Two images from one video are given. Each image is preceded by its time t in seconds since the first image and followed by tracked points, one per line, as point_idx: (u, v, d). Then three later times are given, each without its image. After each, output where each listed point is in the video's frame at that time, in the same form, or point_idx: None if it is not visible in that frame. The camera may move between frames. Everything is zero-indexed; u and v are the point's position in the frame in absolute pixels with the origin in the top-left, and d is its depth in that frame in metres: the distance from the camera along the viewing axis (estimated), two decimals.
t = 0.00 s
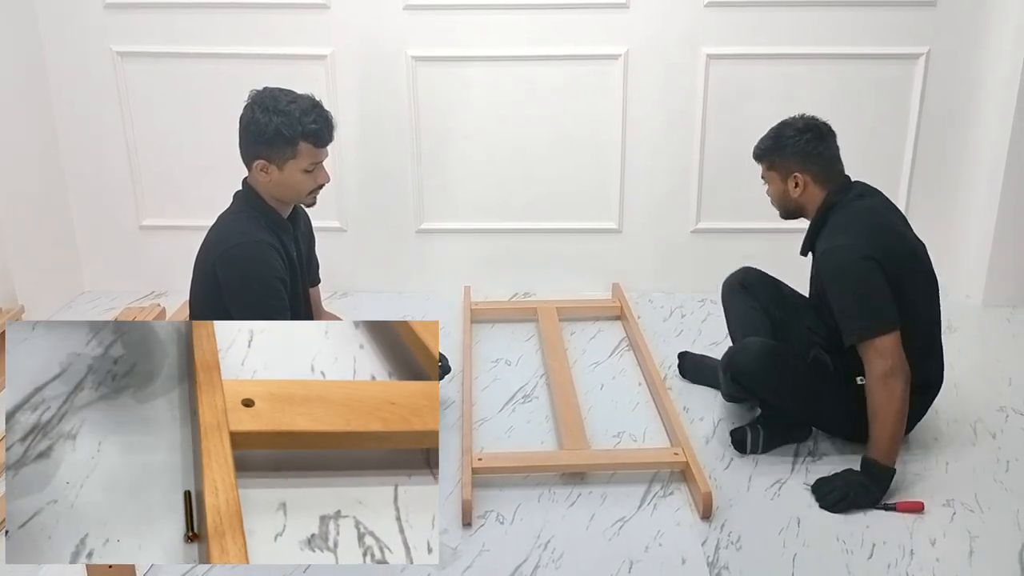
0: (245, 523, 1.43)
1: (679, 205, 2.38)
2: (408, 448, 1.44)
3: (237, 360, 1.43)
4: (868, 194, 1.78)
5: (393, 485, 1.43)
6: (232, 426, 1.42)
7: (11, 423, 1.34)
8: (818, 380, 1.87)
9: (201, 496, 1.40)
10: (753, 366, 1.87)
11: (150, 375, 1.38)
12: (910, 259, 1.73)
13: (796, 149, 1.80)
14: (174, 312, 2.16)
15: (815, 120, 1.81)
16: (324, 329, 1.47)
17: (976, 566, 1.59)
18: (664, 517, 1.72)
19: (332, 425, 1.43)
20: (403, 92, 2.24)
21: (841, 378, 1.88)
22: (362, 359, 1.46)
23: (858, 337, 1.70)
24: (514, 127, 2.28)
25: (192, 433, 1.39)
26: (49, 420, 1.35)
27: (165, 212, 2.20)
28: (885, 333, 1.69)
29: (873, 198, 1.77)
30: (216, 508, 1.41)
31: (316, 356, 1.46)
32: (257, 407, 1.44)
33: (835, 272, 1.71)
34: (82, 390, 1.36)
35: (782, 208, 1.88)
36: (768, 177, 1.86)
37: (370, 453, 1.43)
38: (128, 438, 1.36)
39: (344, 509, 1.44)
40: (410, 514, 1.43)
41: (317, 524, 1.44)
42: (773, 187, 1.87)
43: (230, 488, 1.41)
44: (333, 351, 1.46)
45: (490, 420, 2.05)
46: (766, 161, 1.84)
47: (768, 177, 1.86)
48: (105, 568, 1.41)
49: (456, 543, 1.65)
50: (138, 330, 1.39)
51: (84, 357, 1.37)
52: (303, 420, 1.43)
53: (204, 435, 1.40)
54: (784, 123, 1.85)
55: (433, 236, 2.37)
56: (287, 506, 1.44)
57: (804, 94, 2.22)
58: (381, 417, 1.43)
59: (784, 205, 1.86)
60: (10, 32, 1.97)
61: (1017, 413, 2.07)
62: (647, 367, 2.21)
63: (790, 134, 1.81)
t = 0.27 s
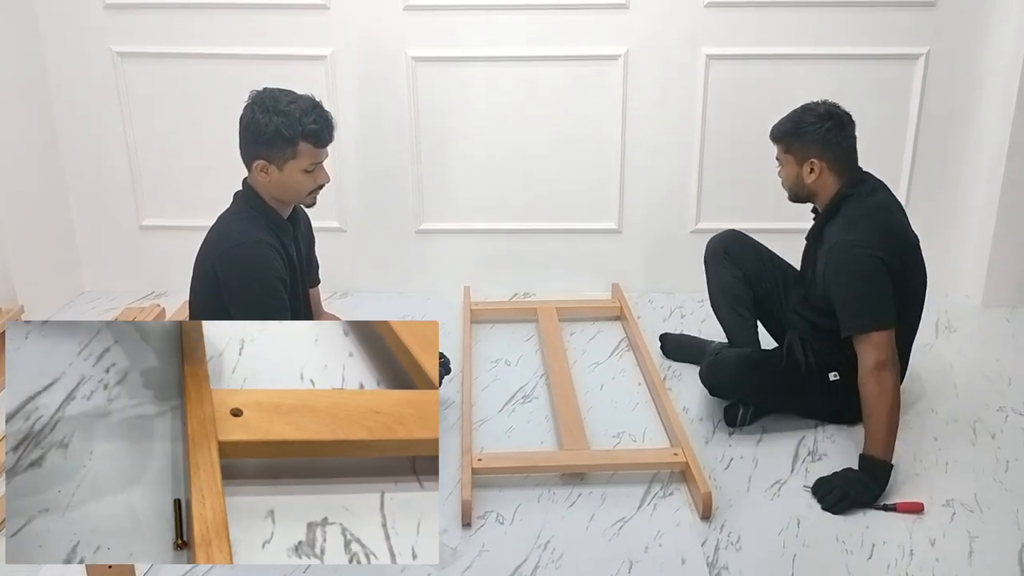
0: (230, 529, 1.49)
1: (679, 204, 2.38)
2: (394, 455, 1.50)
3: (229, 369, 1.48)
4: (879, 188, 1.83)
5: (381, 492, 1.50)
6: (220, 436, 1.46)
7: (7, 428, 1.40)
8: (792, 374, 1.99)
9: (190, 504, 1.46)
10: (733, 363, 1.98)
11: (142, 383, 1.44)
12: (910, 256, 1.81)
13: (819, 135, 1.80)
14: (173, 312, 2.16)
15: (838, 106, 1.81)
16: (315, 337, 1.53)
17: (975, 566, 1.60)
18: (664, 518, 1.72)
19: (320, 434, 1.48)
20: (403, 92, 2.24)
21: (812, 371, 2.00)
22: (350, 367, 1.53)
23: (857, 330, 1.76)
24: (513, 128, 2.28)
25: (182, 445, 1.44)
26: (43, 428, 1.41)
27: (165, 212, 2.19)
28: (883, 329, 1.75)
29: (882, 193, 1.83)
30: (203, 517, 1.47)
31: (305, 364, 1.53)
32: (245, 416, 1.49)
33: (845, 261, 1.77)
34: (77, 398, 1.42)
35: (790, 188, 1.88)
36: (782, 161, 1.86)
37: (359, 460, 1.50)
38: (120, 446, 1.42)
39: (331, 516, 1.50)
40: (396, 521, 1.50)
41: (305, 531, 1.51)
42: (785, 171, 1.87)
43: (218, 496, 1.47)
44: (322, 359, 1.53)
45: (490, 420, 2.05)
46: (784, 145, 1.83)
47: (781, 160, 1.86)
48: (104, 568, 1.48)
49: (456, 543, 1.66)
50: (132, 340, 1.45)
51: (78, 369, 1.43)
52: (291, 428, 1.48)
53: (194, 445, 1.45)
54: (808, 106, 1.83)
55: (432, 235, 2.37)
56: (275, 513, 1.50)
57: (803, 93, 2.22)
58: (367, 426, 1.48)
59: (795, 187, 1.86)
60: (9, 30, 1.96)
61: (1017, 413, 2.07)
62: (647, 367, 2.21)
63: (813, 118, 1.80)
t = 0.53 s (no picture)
0: (225, 534, 1.58)
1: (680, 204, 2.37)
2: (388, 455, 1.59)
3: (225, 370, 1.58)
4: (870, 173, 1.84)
5: (375, 495, 1.59)
6: (216, 440, 1.56)
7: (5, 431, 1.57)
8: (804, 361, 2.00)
9: (185, 508, 1.58)
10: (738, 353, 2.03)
11: (133, 390, 1.57)
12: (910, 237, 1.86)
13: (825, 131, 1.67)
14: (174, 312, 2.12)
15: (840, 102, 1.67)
16: (309, 339, 1.59)
17: (976, 567, 1.60)
18: (664, 518, 1.74)
19: (316, 437, 1.58)
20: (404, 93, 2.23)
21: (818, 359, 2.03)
22: (346, 370, 1.61)
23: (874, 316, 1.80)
24: (514, 129, 2.30)
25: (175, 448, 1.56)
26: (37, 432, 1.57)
27: (165, 211, 2.19)
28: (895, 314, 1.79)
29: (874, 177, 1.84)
30: (197, 520, 1.59)
31: (303, 367, 1.59)
32: (240, 420, 1.58)
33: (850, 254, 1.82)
34: (74, 403, 1.58)
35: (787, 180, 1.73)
36: (781, 152, 1.70)
37: (353, 462, 1.59)
38: (112, 449, 1.56)
39: (327, 519, 1.60)
40: (392, 524, 1.60)
41: (301, 534, 1.61)
42: (784, 163, 1.71)
43: (213, 500, 1.57)
44: (319, 363, 1.60)
45: (490, 420, 2.06)
46: (784, 138, 1.68)
47: (781, 152, 1.70)
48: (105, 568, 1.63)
49: (456, 542, 1.67)
50: (125, 345, 1.58)
51: (75, 374, 1.58)
52: (287, 432, 1.58)
53: (187, 448, 1.56)
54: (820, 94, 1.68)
55: (433, 236, 2.41)
56: (271, 516, 1.58)
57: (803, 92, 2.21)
58: (363, 429, 1.57)
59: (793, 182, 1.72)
60: (6, 29, 1.95)
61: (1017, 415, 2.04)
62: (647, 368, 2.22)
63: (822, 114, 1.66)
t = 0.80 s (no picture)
0: (229, 534, 1.70)
1: (680, 204, 2.36)
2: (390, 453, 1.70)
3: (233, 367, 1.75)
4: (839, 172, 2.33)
5: (379, 493, 1.70)
6: (219, 438, 1.67)
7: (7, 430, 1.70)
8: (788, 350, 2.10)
9: (189, 508, 1.71)
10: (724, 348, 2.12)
11: (134, 391, 1.68)
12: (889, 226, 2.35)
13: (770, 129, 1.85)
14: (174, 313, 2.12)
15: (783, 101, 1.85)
16: (311, 340, 1.68)
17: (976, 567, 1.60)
18: (664, 518, 1.74)
19: (317, 436, 1.69)
20: (404, 93, 2.22)
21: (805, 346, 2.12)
22: (347, 370, 1.70)
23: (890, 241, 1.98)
24: (514, 130, 2.29)
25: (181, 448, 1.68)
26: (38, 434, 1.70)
27: (165, 211, 2.18)
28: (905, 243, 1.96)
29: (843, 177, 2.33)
30: (202, 520, 1.70)
31: (305, 366, 1.69)
32: (243, 419, 1.68)
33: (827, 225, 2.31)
34: (74, 403, 1.69)
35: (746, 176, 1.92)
36: (756, 148, 2.27)
37: (355, 460, 1.70)
38: (114, 453, 1.68)
39: (330, 519, 1.71)
40: (394, 523, 1.71)
41: (305, 533, 1.71)
42: (759, 156, 2.28)
43: (216, 501, 1.69)
44: (320, 362, 1.70)
45: (490, 421, 2.05)
46: (757, 131, 2.25)
47: (756, 147, 2.27)
48: (105, 569, 1.74)
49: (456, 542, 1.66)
50: (128, 348, 1.67)
51: (75, 374, 1.69)
52: (292, 432, 1.69)
53: (190, 452, 1.67)
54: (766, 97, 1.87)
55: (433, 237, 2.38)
56: (274, 516, 1.70)
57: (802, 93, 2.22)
58: (366, 428, 1.69)
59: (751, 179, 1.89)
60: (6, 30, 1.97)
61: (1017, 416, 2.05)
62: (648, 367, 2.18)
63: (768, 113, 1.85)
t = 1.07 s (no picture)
0: (229, 534, 1.58)
1: (681, 204, 2.37)
2: (392, 453, 1.58)
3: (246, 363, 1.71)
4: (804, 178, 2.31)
5: (381, 493, 1.59)
6: (219, 438, 1.54)
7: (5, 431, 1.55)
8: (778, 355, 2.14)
9: (189, 508, 1.58)
10: (725, 359, 2.14)
11: (135, 390, 1.54)
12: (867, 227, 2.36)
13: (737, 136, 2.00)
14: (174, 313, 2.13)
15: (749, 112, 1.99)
16: (310, 339, 1.57)
17: (976, 567, 1.59)
18: (664, 518, 1.73)
19: (317, 436, 1.56)
20: (404, 93, 2.23)
21: (797, 348, 2.15)
22: (348, 367, 1.59)
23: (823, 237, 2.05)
24: (514, 131, 2.28)
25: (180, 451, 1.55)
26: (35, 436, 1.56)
27: (166, 210, 2.19)
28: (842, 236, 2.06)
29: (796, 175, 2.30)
30: (201, 520, 1.58)
31: (303, 365, 1.58)
32: (242, 419, 1.56)
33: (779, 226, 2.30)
34: (74, 403, 1.54)
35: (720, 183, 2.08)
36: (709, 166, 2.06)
37: (357, 461, 1.58)
38: (116, 452, 1.55)
39: (330, 518, 1.58)
40: (395, 522, 1.59)
41: (306, 533, 1.60)
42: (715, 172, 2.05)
43: (217, 501, 1.56)
44: (320, 361, 1.59)
45: (490, 420, 2.06)
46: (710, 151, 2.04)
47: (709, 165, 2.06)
48: (105, 568, 1.62)
49: (455, 543, 1.67)
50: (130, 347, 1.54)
51: (74, 373, 1.54)
52: (289, 430, 1.56)
53: (190, 451, 1.55)
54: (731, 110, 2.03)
55: (433, 236, 2.41)
56: (274, 516, 1.58)
57: (801, 93, 2.21)
58: (366, 427, 1.57)
59: (722, 185, 2.06)
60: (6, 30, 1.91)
61: (1017, 415, 2.06)
62: (648, 369, 2.22)
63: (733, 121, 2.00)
